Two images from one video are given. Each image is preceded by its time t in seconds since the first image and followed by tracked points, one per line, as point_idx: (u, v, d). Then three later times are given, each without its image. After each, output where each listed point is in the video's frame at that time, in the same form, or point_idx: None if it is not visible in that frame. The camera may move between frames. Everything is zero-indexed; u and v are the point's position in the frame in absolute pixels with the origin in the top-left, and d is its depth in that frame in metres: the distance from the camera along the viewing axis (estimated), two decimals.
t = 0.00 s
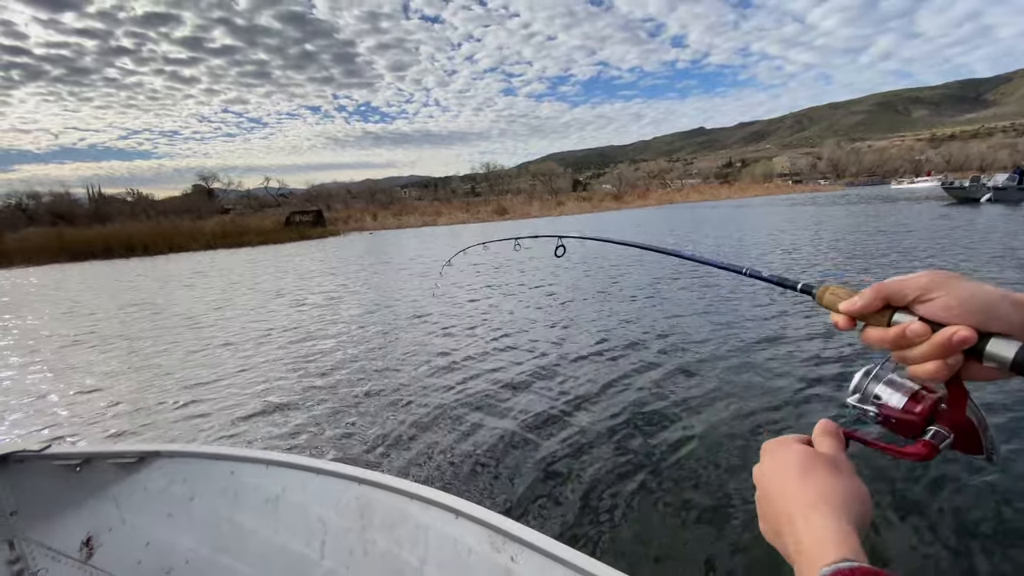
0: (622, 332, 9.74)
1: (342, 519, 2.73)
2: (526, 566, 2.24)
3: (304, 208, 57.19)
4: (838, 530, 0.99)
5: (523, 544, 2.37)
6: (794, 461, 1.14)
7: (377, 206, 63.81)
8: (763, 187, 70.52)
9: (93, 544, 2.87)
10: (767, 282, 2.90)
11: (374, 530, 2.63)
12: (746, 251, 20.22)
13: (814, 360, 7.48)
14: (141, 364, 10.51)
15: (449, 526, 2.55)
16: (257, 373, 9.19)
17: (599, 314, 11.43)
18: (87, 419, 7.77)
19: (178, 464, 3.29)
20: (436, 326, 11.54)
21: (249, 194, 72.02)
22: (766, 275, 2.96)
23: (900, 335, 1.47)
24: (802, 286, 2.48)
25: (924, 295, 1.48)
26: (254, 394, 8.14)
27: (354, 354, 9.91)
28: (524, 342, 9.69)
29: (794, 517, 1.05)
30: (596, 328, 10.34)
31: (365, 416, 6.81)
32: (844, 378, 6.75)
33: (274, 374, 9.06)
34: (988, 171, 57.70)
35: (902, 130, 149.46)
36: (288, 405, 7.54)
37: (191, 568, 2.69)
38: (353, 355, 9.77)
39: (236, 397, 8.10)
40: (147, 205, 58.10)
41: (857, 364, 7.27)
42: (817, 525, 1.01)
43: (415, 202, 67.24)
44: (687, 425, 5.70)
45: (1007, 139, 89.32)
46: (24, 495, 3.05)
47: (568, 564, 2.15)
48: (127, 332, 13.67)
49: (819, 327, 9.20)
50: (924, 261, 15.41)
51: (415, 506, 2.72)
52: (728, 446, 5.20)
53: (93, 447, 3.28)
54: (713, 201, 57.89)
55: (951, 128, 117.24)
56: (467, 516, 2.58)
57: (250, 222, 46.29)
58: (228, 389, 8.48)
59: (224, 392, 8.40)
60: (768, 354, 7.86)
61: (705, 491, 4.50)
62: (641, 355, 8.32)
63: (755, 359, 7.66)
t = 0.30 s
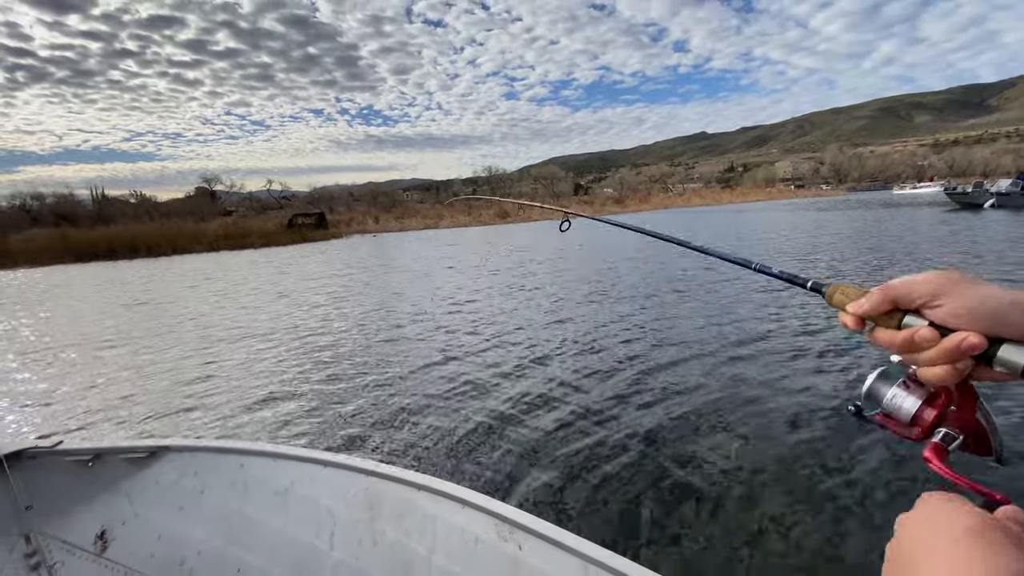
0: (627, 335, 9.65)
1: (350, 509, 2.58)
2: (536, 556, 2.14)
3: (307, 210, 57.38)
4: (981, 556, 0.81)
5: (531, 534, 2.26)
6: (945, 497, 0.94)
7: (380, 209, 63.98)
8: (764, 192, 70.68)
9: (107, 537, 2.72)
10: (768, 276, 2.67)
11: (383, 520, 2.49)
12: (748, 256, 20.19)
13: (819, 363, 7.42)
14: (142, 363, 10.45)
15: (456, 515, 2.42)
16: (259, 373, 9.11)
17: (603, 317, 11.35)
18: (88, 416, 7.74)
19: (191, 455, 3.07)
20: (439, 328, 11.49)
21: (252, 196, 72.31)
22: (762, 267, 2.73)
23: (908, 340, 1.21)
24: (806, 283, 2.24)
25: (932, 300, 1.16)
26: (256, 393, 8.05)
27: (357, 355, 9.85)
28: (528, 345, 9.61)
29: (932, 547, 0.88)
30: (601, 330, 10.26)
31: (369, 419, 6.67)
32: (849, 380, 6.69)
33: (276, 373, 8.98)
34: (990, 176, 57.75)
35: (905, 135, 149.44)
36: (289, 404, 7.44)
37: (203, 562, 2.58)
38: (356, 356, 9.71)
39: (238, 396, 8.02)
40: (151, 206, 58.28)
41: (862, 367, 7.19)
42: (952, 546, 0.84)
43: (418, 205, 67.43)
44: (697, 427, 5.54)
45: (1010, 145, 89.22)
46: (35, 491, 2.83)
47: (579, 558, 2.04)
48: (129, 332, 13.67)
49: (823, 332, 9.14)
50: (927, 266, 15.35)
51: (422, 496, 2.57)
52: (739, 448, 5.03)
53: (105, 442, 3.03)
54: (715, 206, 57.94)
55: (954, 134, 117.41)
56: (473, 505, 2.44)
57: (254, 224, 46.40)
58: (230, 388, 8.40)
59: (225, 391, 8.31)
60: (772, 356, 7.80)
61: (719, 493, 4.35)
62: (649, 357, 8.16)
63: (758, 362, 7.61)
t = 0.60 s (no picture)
0: (629, 334, 9.59)
1: (350, 510, 2.53)
2: (537, 558, 2.08)
3: (310, 211, 57.44)
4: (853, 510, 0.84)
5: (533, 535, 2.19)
6: (816, 442, 0.97)
7: (382, 209, 64.02)
8: (767, 194, 70.54)
9: (108, 537, 2.71)
10: (787, 262, 2.59)
11: (383, 521, 2.44)
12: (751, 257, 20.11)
13: (824, 365, 7.36)
14: (144, 362, 10.46)
15: (457, 515, 2.35)
16: (260, 371, 9.10)
17: (606, 316, 11.30)
18: (90, 415, 7.72)
19: (189, 455, 3.02)
20: (440, 327, 11.48)
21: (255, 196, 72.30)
22: (783, 254, 2.64)
23: (939, 316, 1.17)
24: (830, 268, 2.16)
25: (969, 271, 1.15)
26: (257, 391, 8.05)
27: (359, 353, 9.84)
28: (529, 342, 9.59)
29: (814, 504, 0.90)
30: (603, 328, 10.20)
31: (371, 417, 6.60)
32: (854, 382, 6.64)
33: (278, 371, 8.98)
34: (994, 179, 57.46)
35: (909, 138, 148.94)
36: (290, 402, 7.43)
37: (203, 562, 2.55)
38: (357, 355, 9.69)
39: (239, 394, 8.02)
40: (155, 206, 58.45)
41: (867, 368, 7.14)
42: (828, 507, 0.86)
43: (420, 206, 67.42)
44: (704, 430, 5.44)
45: (1015, 148, 88.72)
46: (36, 491, 2.84)
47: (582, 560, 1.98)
48: (130, 331, 13.64)
49: (827, 333, 9.08)
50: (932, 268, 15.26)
51: (422, 497, 2.50)
52: (746, 453, 4.93)
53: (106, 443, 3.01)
54: (718, 207, 57.79)
55: (958, 136, 116.92)
56: (473, 506, 2.37)
57: (257, 224, 46.48)
58: (231, 387, 8.40)
59: (227, 389, 8.31)
60: (775, 357, 7.76)
61: (726, 498, 4.28)
62: (655, 358, 8.04)
63: (762, 363, 7.56)
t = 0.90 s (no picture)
0: (628, 336, 9.63)
1: (342, 521, 2.55)
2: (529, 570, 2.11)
3: (313, 209, 57.58)
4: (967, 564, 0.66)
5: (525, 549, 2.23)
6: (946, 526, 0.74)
7: (384, 207, 64.11)
8: (770, 191, 70.39)
9: (93, 546, 2.68)
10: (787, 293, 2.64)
11: (375, 533, 2.46)
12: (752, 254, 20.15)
13: (822, 365, 7.38)
14: (147, 360, 10.52)
15: (450, 528, 2.40)
16: (261, 370, 9.16)
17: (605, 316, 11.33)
18: (91, 412, 7.76)
19: (180, 466, 3.08)
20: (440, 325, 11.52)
21: (258, 194, 72.51)
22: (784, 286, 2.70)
23: (930, 343, 1.12)
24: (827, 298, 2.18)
25: (957, 300, 1.09)
26: (257, 389, 8.09)
27: (359, 351, 9.89)
28: (528, 342, 9.63)
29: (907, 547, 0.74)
30: (602, 328, 10.25)
31: (369, 417, 6.63)
32: (853, 383, 6.66)
33: (278, 369, 9.03)
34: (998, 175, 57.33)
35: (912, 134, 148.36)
36: (290, 400, 7.47)
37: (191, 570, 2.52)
38: (358, 353, 9.74)
39: (240, 392, 8.07)
40: (158, 205, 58.58)
41: (864, 369, 7.17)
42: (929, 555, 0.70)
43: (422, 204, 67.45)
44: (701, 436, 5.46)
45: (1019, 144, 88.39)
46: (23, 498, 2.86)
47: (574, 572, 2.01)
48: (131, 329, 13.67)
49: (826, 332, 9.11)
50: (933, 266, 15.27)
51: (416, 509, 2.55)
52: (742, 458, 4.93)
53: (96, 449, 3.10)
54: (720, 205, 57.74)
55: (962, 132, 116.40)
56: (467, 519, 2.43)
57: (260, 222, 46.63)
58: (232, 385, 8.45)
59: (228, 387, 8.36)
60: (774, 358, 7.79)
61: (723, 506, 4.29)
62: (654, 361, 8.05)
63: (761, 363, 7.59)
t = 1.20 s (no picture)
0: (629, 332, 9.66)
1: (333, 533, 2.59)
2: None
3: (315, 207, 57.67)
4: (896, 552, 0.80)
5: (516, 562, 2.25)
6: (861, 503, 0.87)
7: (387, 206, 64.17)
8: (774, 187, 70.11)
9: (78, 556, 2.74)
10: (812, 285, 2.63)
11: (367, 544, 2.50)
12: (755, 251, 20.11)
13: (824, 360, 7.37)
14: (149, 355, 10.60)
15: (441, 541, 2.43)
16: (262, 365, 9.22)
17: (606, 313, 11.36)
18: (94, 406, 7.85)
19: (170, 473, 3.14)
20: (442, 323, 11.57)
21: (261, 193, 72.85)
22: (808, 276, 2.69)
23: (970, 347, 1.12)
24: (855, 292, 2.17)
25: (1001, 300, 1.11)
26: (258, 384, 8.16)
27: (360, 347, 9.93)
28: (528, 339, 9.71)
29: (849, 542, 0.86)
30: (602, 325, 10.29)
31: (369, 409, 6.72)
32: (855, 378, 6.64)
33: (279, 365, 9.09)
34: (1003, 170, 56.97)
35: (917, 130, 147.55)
36: (290, 394, 7.54)
37: None
38: (359, 349, 9.80)
39: (241, 386, 8.13)
40: (161, 203, 58.74)
41: (867, 363, 7.16)
42: (868, 546, 0.82)
43: (425, 202, 67.47)
44: (697, 428, 5.51)
45: None
46: (9, 506, 2.97)
47: None
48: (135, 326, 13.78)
49: (828, 327, 9.09)
50: (937, 262, 15.20)
51: (409, 521, 2.59)
52: (737, 450, 4.98)
53: (84, 457, 3.21)
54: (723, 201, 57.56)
55: (967, 128, 115.67)
56: (459, 532, 2.47)
57: (263, 221, 46.78)
58: (233, 380, 8.52)
59: (229, 382, 8.43)
60: (776, 353, 7.78)
61: (716, 500, 4.26)
62: (650, 356, 8.02)
63: (763, 358, 7.58)
